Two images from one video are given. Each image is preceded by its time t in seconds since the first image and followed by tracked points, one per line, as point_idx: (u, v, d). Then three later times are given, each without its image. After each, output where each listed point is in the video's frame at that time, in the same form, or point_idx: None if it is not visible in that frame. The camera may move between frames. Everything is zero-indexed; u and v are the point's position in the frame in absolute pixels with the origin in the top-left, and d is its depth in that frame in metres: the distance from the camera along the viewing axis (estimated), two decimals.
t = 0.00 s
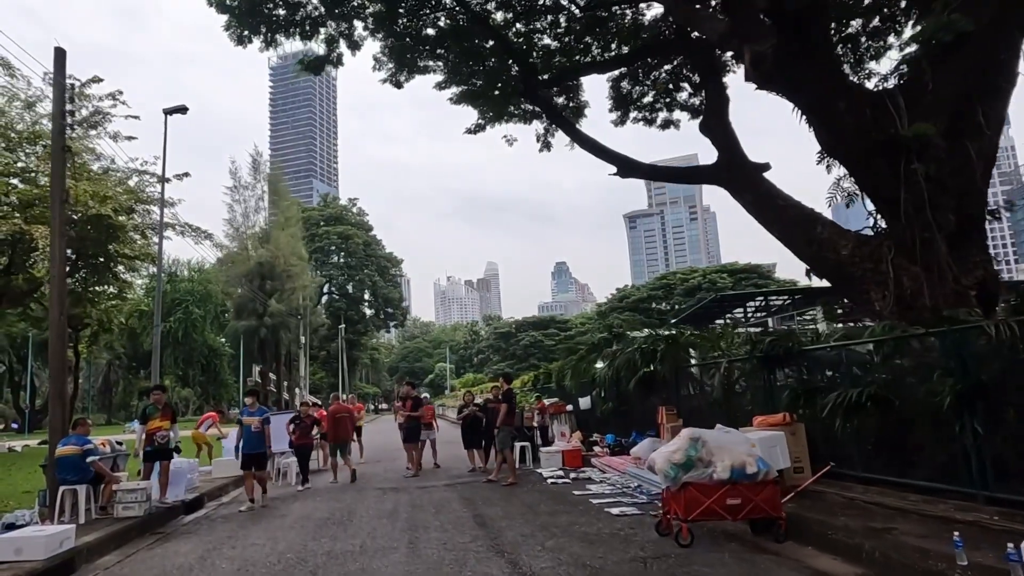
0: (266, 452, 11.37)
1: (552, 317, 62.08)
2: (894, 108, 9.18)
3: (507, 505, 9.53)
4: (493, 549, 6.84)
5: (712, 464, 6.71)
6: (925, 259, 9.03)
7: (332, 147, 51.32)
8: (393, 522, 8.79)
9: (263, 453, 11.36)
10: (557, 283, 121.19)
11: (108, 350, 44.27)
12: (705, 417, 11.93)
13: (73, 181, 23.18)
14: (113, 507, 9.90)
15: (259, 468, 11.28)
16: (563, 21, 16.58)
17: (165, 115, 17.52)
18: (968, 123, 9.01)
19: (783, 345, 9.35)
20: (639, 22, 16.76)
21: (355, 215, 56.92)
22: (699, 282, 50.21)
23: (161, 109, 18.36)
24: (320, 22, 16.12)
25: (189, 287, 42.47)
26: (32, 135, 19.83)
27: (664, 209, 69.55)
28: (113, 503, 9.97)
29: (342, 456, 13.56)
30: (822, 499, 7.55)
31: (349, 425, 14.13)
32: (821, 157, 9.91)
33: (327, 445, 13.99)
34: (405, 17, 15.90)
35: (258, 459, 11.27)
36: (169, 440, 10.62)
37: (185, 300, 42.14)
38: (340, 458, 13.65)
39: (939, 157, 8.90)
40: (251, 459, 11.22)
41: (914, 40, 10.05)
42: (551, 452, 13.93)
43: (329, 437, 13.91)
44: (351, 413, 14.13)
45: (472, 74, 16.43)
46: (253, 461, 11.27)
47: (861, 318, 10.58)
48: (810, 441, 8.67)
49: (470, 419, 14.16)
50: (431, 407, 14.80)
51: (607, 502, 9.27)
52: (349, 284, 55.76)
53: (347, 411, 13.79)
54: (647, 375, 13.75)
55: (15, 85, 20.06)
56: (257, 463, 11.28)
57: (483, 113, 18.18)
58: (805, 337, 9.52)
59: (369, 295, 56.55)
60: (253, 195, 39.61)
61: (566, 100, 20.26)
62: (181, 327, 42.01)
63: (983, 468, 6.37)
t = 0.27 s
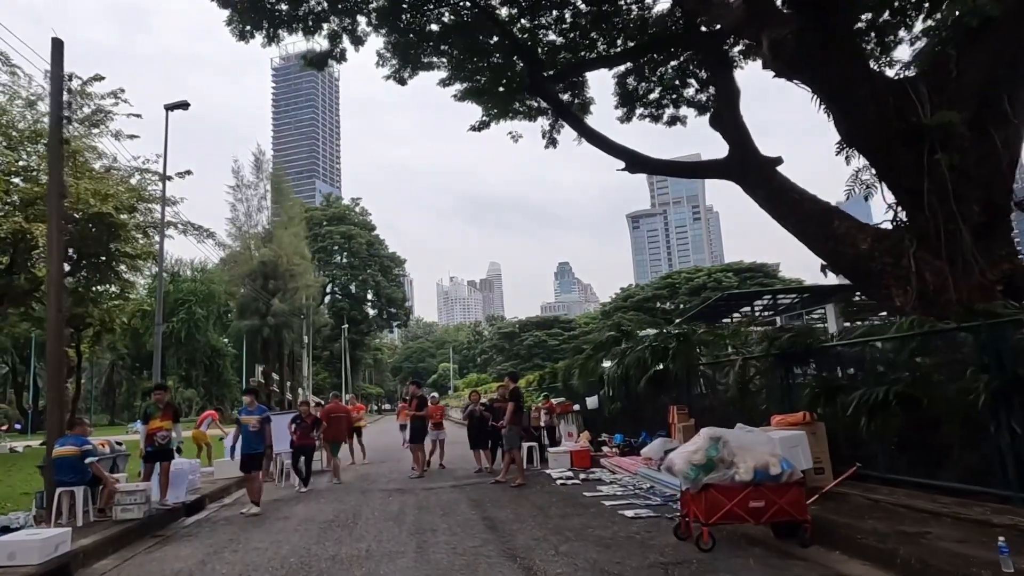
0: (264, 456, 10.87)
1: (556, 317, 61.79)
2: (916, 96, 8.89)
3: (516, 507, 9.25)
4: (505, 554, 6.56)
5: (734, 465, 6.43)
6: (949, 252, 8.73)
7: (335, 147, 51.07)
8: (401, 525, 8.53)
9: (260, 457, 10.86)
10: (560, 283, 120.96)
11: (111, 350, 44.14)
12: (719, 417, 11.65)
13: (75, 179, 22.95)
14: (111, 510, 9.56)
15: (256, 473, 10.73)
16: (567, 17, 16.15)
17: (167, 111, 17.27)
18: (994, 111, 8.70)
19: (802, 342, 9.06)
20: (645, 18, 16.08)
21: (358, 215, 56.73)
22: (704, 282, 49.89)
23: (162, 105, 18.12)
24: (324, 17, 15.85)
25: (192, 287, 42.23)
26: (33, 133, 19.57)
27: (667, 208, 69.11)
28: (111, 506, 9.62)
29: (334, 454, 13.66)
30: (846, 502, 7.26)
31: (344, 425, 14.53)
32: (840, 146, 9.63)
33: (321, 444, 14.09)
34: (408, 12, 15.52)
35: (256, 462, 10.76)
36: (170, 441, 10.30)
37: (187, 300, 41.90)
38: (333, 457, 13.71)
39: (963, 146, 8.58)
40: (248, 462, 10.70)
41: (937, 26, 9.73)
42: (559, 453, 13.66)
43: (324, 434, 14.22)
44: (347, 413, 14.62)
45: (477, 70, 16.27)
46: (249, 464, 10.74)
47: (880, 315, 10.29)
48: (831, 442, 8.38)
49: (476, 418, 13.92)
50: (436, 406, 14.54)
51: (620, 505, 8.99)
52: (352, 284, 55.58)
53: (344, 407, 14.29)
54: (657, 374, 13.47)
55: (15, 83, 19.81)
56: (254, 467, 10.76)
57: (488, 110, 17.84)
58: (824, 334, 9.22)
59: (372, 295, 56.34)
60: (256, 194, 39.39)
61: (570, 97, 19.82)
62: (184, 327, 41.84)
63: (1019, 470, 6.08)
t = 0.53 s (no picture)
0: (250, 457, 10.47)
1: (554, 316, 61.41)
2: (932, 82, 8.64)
3: (519, 510, 8.93)
4: (510, 560, 6.23)
5: (750, 466, 6.11)
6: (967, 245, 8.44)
7: (331, 145, 50.61)
8: (399, 528, 8.20)
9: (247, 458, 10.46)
10: (558, 282, 120.67)
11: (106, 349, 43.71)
12: (725, 416, 11.35)
13: (66, 174, 22.49)
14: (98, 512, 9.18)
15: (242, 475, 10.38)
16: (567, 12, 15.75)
17: (160, 104, 16.89)
18: (1014, 99, 8.42)
19: (815, 338, 8.75)
20: (646, 12, 15.73)
21: (355, 213, 56.35)
22: (704, 280, 49.59)
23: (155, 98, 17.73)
24: (319, 9, 15.46)
25: (188, 286, 41.76)
26: (23, 128, 19.13)
27: (664, 207, 68.58)
28: (98, 509, 9.18)
29: (322, 456, 13.56)
30: (865, 504, 6.95)
31: (336, 424, 14.18)
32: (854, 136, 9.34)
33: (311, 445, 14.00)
34: (406, 4, 14.98)
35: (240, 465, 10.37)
36: (160, 440, 9.93)
37: (183, 298, 41.44)
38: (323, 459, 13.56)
39: (983, 135, 8.29)
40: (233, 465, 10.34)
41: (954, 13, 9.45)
42: (561, 453, 13.35)
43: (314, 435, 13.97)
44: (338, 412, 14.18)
45: (475, 65, 15.90)
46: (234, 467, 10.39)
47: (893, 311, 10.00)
48: (846, 442, 8.08)
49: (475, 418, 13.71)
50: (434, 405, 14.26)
51: (626, 506, 8.67)
52: (349, 282, 55.21)
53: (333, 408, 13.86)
54: (662, 372, 13.18)
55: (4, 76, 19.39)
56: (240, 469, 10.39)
57: (487, 104, 17.43)
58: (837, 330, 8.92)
59: (369, 293, 55.94)
60: (252, 191, 38.94)
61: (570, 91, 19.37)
62: (180, 326, 41.41)
63: None
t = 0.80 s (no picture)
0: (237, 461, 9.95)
1: (549, 315, 61.08)
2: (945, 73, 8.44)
3: (518, 514, 8.64)
4: (511, 570, 5.93)
5: (762, 472, 5.84)
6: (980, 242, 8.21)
7: (325, 143, 50.14)
8: (394, 534, 7.89)
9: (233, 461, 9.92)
10: (552, 281, 120.42)
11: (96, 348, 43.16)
12: (728, 417, 11.09)
13: (53, 170, 22.03)
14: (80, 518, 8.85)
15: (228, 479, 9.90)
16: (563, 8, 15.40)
17: (148, 97, 16.49)
18: None
19: (823, 337, 8.49)
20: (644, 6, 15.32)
21: (348, 211, 55.91)
22: (699, 279, 49.34)
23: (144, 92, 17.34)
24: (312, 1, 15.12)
25: (179, 284, 41.24)
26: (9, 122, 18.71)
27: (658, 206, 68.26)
28: (79, 514, 8.92)
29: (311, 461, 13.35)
30: (879, 509, 6.69)
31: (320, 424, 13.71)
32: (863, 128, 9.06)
33: (299, 445, 13.79)
34: None
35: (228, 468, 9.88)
36: (145, 443, 9.62)
37: (174, 297, 40.87)
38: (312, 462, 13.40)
39: (998, 128, 8.04)
40: (218, 468, 9.88)
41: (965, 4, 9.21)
42: (559, 454, 13.07)
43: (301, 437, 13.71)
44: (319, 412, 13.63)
45: (471, 60, 15.41)
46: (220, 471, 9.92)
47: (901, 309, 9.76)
48: (856, 444, 7.83)
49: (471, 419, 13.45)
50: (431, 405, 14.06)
51: (629, 511, 8.39)
52: (343, 281, 54.77)
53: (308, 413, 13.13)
54: (662, 372, 12.91)
55: None
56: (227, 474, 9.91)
57: (482, 100, 17.08)
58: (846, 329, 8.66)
59: (363, 292, 55.50)
60: (245, 188, 38.49)
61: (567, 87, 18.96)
62: (171, 325, 40.89)
63: None
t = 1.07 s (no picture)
0: (215, 466, 9.30)
1: (545, 314, 60.77)
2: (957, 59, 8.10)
3: (518, 516, 8.34)
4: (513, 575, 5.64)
5: (776, 471, 5.57)
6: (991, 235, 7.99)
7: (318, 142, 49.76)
8: (390, 537, 7.58)
9: (209, 466, 9.28)
10: (547, 281, 120.25)
11: (86, 348, 42.63)
12: (732, 414, 10.85)
13: (41, 166, 21.61)
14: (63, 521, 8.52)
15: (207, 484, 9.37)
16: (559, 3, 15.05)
17: (137, 90, 16.15)
18: None
19: (832, 332, 8.24)
20: None
21: (342, 210, 55.51)
22: (695, 277, 49.08)
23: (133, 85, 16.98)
24: None
25: (172, 284, 40.76)
26: None
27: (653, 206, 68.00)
28: (62, 517, 8.59)
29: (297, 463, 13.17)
30: (895, 509, 6.43)
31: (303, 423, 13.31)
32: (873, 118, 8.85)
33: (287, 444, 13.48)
34: None
35: (208, 472, 9.33)
36: (132, 443, 9.35)
37: (166, 296, 40.38)
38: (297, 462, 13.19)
39: (1010, 116, 7.81)
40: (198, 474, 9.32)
41: None
42: (558, 453, 12.80)
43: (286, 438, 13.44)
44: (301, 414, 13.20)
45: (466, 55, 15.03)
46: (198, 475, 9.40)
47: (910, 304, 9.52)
48: (867, 442, 7.58)
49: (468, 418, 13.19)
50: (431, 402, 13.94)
51: (632, 511, 8.12)
52: (337, 280, 54.37)
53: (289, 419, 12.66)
54: (663, 370, 12.66)
55: None
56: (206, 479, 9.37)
57: (478, 96, 16.75)
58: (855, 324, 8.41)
59: (357, 292, 55.09)
60: (236, 186, 38.06)
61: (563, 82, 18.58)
62: (163, 324, 40.38)
63: None
